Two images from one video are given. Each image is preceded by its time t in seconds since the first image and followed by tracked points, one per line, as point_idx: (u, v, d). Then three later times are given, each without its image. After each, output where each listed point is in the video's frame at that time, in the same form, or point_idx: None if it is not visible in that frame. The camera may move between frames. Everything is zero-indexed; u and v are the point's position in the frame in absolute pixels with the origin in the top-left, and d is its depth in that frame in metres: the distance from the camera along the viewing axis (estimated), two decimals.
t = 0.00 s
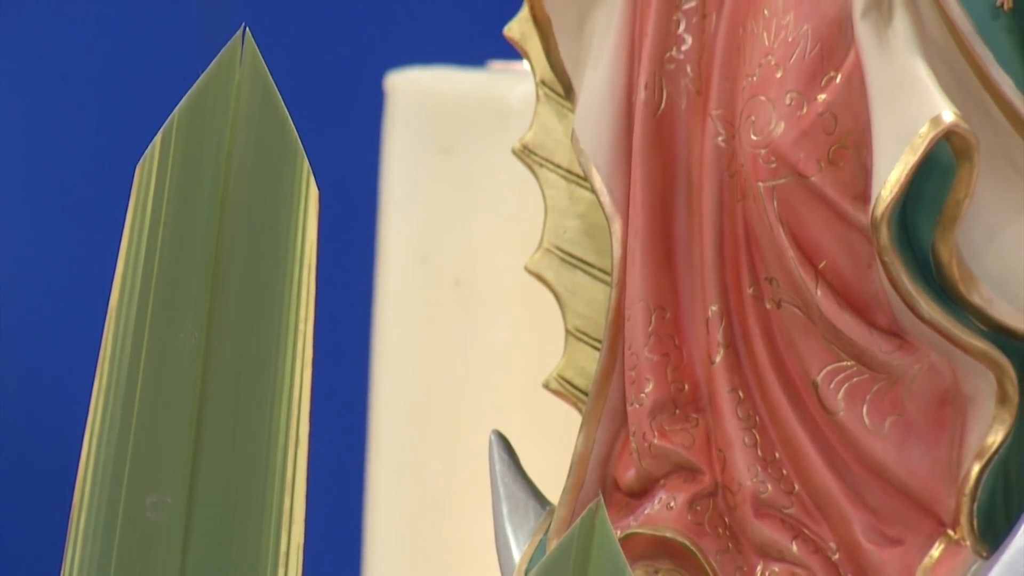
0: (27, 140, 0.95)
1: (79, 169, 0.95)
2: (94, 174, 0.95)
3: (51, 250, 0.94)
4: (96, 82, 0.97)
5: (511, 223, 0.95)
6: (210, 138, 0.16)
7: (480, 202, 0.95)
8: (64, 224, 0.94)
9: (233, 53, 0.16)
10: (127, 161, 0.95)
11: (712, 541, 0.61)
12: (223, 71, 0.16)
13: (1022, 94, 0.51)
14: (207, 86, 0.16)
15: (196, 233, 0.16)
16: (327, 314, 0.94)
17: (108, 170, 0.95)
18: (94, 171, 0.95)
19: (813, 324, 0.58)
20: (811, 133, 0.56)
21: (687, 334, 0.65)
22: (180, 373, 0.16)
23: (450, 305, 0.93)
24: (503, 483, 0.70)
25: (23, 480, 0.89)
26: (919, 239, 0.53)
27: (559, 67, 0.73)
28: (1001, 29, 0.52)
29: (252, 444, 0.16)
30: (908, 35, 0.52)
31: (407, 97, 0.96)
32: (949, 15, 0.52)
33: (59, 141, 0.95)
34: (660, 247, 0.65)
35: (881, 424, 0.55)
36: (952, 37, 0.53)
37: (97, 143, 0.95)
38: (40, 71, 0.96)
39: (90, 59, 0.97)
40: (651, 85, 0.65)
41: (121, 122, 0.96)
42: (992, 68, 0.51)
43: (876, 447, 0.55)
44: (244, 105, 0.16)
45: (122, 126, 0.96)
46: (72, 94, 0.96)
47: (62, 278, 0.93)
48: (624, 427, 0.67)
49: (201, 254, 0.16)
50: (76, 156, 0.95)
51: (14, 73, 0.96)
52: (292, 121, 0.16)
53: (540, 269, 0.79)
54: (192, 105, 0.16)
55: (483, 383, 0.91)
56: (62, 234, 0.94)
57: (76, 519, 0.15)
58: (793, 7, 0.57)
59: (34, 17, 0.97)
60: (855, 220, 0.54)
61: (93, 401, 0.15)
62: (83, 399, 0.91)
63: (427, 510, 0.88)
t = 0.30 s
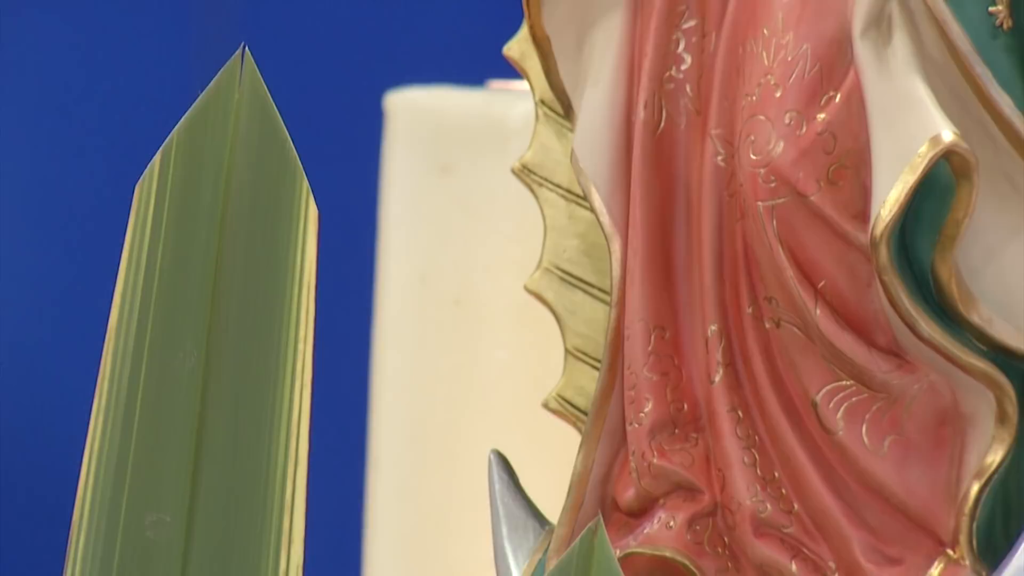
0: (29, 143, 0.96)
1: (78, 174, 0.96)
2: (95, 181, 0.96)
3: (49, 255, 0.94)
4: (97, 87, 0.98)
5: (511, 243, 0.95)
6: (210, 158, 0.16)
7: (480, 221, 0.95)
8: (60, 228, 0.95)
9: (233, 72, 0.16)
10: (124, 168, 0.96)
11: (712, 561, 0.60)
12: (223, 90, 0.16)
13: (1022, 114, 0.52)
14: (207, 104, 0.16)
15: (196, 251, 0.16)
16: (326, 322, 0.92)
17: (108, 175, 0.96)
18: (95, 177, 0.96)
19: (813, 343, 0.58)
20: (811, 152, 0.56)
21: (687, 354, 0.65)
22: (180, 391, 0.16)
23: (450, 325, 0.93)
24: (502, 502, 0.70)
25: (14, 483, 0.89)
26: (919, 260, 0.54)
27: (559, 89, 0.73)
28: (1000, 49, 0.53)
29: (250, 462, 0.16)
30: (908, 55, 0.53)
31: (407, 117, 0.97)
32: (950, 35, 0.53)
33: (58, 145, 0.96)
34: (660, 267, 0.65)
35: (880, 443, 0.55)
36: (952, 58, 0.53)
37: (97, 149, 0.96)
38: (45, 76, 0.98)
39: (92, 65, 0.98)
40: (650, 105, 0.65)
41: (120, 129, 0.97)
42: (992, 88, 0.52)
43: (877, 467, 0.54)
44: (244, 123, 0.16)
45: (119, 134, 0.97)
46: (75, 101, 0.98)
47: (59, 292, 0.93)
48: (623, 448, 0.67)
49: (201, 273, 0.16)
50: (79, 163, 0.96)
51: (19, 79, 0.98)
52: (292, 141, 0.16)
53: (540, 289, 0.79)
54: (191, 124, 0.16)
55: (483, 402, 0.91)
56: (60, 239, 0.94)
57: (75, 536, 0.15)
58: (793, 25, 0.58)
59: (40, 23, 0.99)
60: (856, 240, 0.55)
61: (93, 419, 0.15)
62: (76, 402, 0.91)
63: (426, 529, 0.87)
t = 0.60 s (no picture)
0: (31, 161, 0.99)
1: (77, 192, 0.98)
2: (94, 202, 0.98)
3: (48, 278, 0.96)
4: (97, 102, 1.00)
5: (511, 263, 0.95)
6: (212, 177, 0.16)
7: (480, 242, 0.95)
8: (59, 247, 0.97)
9: (233, 92, 0.16)
10: (123, 185, 0.98)
11: None
12: (223, 110, 0.16)
13: (1021, 134, 0.52)
14: (208, 123, 0.16)
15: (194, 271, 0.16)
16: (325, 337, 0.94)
17: (107, 192, 0.98)
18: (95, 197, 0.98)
19: (813, 363, 0.58)
20: (811, 172, 0.56)
21: (687, 374, 0.65)
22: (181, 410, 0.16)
23: (451, 346, 0.93)
24: (502, 522, 0.69)
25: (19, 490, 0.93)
26: (919, 280, 0.54)
27: (560, 109, 0.74)
28: (1001, 69, 0.53)
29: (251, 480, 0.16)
30: (907, 76, 0.54)
31: (407, 138, 0.97)
32: (950, 55, 0.52)
33: (58, 163, 0.99)
34: (661, 288, 0.65)
35: (880, 464, 0.55)
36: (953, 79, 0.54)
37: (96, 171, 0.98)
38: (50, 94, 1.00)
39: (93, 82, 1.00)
40: (651, 125, 0.65)
41: (121, 144, 0.99)
42: (992, 108, 0.52)
43: (877, 488, 0.54)
44: (244, 143, 0.16)
45: (119, 149, 0.98)
46: (79, 117, 1.00)
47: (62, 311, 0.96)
48: (623, 468, 0.67)
49: (201, 292, 0.16)
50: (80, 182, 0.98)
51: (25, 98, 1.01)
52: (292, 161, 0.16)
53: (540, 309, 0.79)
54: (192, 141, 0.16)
55: (482, 422, 0.91)
56: (55, 262, 0.97)
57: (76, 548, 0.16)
58: (793, 46, 0.58)
59: (45, 39, 1.02)
60: (856, 260, 0.55)
61: (93, 438, 0.15)
62: (76, 413, 0.94)
63: (426, 548, 0.87)
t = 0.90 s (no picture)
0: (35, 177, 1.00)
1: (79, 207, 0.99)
2: (94, 219, 0.99)
3: (49, 293, 0.97)
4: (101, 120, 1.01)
5: (511, 284, 0.95)
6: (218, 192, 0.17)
7: (480, 262, 0.95)
8: (60, 264, 0.98)
9: (233, 113, 0.17)
10: (123, 202, 0.99)
11: None
12: (225, 129, 0.17)
13: (1021, 154, 0.52)
14: (208, 144, 0.17)
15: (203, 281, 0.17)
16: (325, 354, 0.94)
17: (108, 210, 0.99)
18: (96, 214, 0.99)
19: (814, 384, 0.58)
20: (811, 193, 0.57)
21: (687, 395, 0.65)
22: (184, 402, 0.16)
23: (451, 367, 0.93)
24: (503, 544, 0.69)
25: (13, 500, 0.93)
26: (919, 299, 0.54)
27: (559, 128, 0.73)
28: (1002, 89, 0.52)
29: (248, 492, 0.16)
30: (908, 96, 0.54)
31: (409, 159, 0.98)
32: (950, 75, 0.53)
33: (62, 176, 1.00)
34: (660, 309, 0.65)
35: (881, 484, 0.55)
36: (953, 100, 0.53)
37: (97, 187, 0.99)
38: (55, 110, 1.01)
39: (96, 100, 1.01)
40: (652, 145, 0.66)
41: (124, 158, 1.00)
42: (992, 128, 0.52)
43: (877, 508, 0.54)
44: (245, 163, 0.17)
45: (122, 166, 1.00)
46: (82, 128, 1.01)
47: (63, 330, 0.96)
48: (624, 489, 0.67)
49: (202, 312, 0.17)
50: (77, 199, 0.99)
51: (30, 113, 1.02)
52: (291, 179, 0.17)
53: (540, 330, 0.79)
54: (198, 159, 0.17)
55: (483, 442, 0.90)
56: (56, 279, 0.98)
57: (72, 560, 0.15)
58: (793, 66, 0.59)
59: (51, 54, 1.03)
60: (856, 280, 0.55)
61: (94, 459, 0.16)
62: (74, 425, 0.94)
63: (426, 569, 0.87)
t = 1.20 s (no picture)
0: (39, 201, 1.03)
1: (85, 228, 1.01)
2: (96, 242, 1.00)
3: (55, 312, 0.99)
4: (104, 144, 1.03)
5: (510, 304, 0.94)
6: (216, 220, 0.31)
7: (478, 282, 0.94)
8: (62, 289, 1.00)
9: (233, 137, 0.31)
10: (123, 226, 1.01)
11: None
12: (227, 154, 0.31)
13: (1021, 174, 0.52)
14: (212, 165, 0.31)
15: (204, 292, 0.30)
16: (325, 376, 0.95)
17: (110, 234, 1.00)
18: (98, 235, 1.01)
19: (814, 405, 0.58)
20: (811, 214, 0.57)
21: (688, 415, 0.65)
22: (184, 420, 0.29)
23: (450, 389, 0.92)
24: (503, 563, 0.69)
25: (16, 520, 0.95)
26: (919, 320, 0.55)
27: (560, 148, 0.74)
28: (1002, 109, 0.53)
29: (256, 390, 0.30)
30: (908, 116, 0.55)
31: (408, 179, 0.98)
32: (950, 96, 0.53)
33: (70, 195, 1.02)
34: (661, 329, 0.65)
35: (881, 504, 0.55)
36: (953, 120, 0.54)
37: (103, 207, 1.01)
38: (60, 136, 1.04)
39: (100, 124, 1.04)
40: (652, 166, 0.66)
41: (127, 177, 1.02)
42: (992, 149, 0.52)
43: (878, 528, 0.55)
44: (245, 176, 0.31)
45: (118, 190, 1.01)
46: (91, 146, 1.03)
47: (64, 354, 0.98)
48: (624, 509, 0.67)
49: (207, 307, 0.30)
50: (81, 221, 1.01)
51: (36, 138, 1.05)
52: (280, 197, 0.31)
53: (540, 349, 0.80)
54: (194, 195, 0.31)
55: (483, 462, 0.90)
56: (60, 298, 1.00)
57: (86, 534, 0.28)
58: (794, 86, 0.60)
59: (56, 81, 1.06)
60: (856, 301, 0.56)
61: (117, 387, 0.29)
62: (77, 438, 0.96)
63: None
